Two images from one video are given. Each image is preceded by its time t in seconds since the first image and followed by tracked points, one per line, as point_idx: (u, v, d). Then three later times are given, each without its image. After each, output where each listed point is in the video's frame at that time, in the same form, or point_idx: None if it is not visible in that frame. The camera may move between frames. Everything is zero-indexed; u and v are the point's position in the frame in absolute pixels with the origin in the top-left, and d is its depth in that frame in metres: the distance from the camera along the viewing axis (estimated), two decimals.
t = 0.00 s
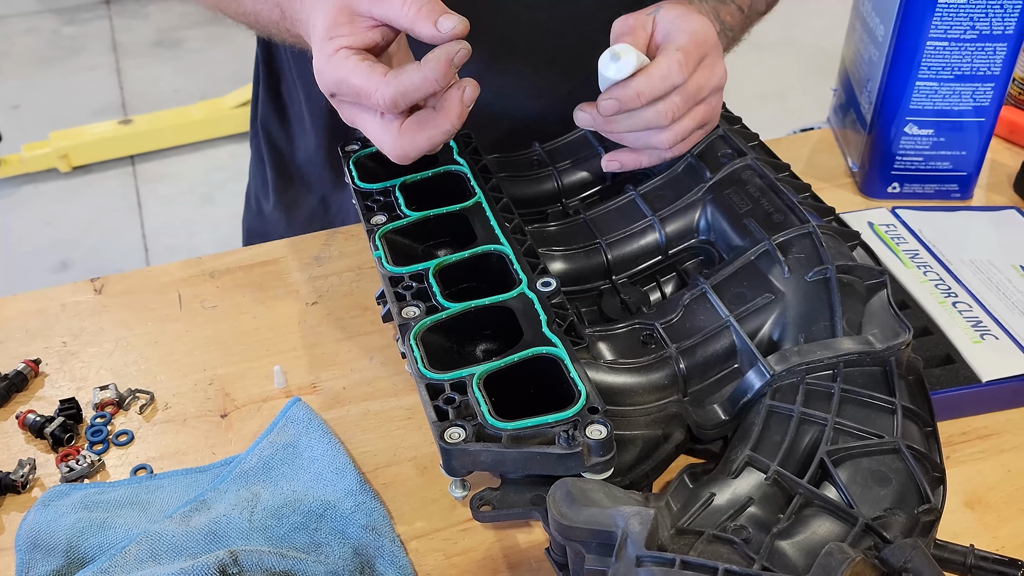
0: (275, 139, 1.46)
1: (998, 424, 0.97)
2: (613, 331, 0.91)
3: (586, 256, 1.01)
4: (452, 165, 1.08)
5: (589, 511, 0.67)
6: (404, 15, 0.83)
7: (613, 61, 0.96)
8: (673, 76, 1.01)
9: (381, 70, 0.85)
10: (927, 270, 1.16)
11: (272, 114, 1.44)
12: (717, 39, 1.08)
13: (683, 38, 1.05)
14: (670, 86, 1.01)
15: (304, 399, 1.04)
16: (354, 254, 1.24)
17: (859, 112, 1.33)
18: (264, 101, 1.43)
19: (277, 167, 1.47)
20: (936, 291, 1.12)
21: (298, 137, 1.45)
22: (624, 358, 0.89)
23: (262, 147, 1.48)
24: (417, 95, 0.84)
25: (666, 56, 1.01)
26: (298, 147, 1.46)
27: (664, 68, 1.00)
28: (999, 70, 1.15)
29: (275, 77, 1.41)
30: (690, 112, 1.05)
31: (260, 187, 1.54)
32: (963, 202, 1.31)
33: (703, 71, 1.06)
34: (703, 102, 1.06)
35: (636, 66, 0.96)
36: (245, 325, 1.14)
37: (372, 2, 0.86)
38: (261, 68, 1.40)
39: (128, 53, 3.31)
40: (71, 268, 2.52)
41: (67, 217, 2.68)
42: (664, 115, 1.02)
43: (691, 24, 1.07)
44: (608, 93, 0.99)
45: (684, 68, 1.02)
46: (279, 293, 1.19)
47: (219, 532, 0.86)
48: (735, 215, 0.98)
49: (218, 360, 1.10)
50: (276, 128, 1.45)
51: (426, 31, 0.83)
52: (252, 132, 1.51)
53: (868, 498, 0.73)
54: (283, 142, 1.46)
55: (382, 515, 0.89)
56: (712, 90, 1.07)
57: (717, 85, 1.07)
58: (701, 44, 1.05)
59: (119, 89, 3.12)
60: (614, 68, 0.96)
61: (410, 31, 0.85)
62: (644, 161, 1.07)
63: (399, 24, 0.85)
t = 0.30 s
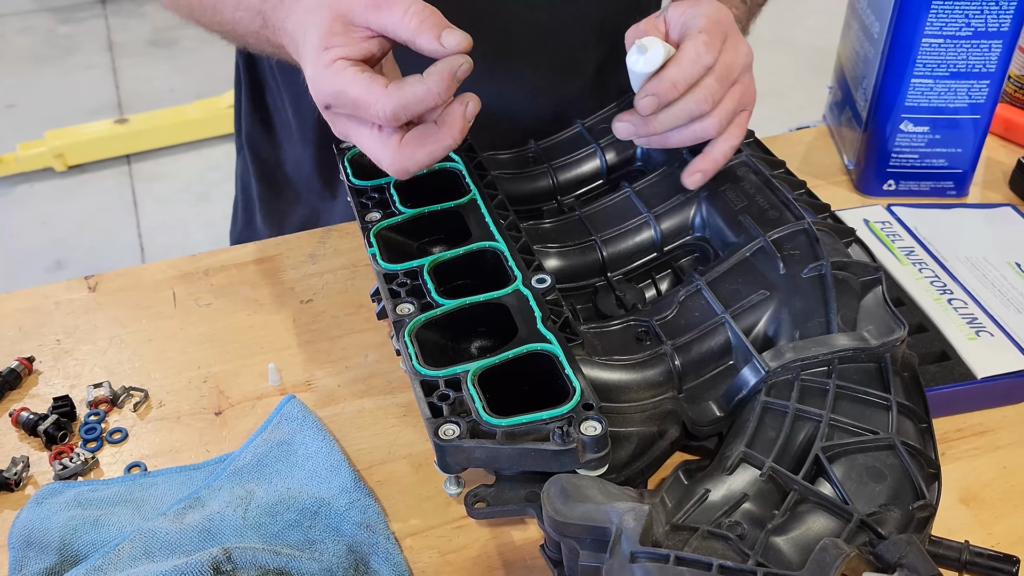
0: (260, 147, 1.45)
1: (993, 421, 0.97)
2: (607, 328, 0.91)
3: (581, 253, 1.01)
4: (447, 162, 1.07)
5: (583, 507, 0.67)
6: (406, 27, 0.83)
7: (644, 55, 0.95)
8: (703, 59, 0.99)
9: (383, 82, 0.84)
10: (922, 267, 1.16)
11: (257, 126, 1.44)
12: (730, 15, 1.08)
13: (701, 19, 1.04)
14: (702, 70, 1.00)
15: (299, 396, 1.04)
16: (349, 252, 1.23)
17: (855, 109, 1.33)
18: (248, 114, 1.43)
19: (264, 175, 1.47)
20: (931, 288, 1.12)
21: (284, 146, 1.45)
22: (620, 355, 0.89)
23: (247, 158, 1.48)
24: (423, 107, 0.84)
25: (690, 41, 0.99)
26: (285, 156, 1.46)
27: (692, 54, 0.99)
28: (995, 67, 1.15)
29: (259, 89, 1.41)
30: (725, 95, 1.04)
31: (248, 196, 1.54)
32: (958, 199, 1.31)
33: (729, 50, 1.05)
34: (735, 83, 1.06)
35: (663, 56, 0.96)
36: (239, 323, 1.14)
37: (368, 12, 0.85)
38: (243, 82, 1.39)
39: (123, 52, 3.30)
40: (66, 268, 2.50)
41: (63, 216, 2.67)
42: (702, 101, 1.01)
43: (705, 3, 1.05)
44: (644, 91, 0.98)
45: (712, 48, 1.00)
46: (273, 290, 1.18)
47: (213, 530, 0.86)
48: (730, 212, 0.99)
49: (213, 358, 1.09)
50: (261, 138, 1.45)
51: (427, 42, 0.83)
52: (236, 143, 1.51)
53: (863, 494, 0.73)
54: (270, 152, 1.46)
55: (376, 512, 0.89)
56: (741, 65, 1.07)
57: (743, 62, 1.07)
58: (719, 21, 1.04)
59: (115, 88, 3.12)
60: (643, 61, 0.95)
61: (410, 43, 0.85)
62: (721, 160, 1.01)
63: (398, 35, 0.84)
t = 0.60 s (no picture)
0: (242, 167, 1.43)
1: (991, 418, 0.98)
2: (605, 326, 0.91)
3: (578, 251, 1.01)
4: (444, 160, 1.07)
5: (581, 504, 0.67)
6: (423, 74, 0.91)
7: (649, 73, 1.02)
8: (705, 71, 1.04)
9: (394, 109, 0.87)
10: (919, 265, 1.16)
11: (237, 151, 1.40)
12: (727, 28, 1.14)
13: (700, 33, 1.10)
14: (704, 83, 1.05)
15: (296, 394, 1.03)
16: (347, 250, 1.23)
17: (852, 108, 1.33)
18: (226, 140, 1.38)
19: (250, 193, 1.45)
20: (929, 285, 1.12)
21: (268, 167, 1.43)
22: (617, 352, 0.89)
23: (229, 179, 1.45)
24: (418, 145, 0.88)
25: (692, 56, 1.04)
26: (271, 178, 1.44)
27: (694, 68, 1.04)
28: (992, 65, 1.15)
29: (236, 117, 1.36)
30: (729, 103, 1.08)
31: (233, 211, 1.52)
32: (956, 197, 1.31)
33: (729, 61, 1.10)
34: (736, 91, 1.10)
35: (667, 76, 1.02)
36: (237, 321, 1.14)
37: (376, 51, 0.91)
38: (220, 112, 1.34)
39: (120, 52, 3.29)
40: (64, 267, 2.50)
41: (60, 216, 2.66)
42: (709, 111, 1.04)
43: (701, 19, 1.12)
44: (650, 108, 1.01)
45: (712, 60, 1.05)
46: (270, 289, 1.18)
47: (210, 527, 0.86)
48: (728, 210, 0.98)
49: (210, 356, 1.09)
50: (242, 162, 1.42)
51: (437, 91, 0.92)
52: (213, 164, 1.48)
53: (860, 491, 0.73)
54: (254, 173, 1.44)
55: (373, 509, 0.88)
56: (742, 73, 1.11)
57: (744, 71, 1.12)
58: (718, 34, 1.10)
59: (112, 88, 3.11)
60: (648, 79, 1.02)
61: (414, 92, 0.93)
62: (734, 160, 1.01)
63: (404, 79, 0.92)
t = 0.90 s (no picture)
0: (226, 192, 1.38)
1: (990, 420, 0.98)
2: (605, 328, 0.91)
3: (577, 253, 1.01)
4: (442, 161, 1.07)
5: (580, 507, 0.67)
6: (426, 326, 0.70)
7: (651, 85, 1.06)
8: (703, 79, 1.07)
9: (437, 321, 0.70)
10: (918, 266, 1.16)
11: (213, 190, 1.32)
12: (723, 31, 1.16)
13: (696, 40, 1.13)
14: (704, 90, 1.08)
15: (295, 396, 1.04)
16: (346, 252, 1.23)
17: (851, 109, 1.33)
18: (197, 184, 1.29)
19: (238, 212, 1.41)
20: (927, 287, 1.12)
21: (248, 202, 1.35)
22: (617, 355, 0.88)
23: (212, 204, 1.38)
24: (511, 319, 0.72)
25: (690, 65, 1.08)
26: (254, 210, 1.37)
27: (693, 77, 1.07)
28: (990, 67, 1.15)
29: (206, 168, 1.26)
30: (728, 105, 1.10)
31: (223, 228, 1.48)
32: (954, 199, 1.31)
33: (728, 64, 1.12)
34: (735, 93, 1.13)
35: (667, 87, 1.06)
36: (236, 324, 1.14)
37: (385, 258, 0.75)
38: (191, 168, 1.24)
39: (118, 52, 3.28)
40: (62, 268, 2.50)
41: (58, 216, 2.66)
42: (709, 116, 1.06)
43: (696, 25, 1.15)
44: (653, 118, 1.03)
45: (711, 68, 1.09)
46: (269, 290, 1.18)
47: (209, 530, 0.85)
48: (728, 212, 0.98)
49: (208, 359, 1.09)
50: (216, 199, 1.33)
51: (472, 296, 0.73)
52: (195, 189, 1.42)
53: (859, 493, 0.73)
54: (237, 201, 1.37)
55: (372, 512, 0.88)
56: (739, 75, 1.14)
57: (740, 71, 1.14)
58: (715, 39, 1.13)
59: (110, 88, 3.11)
60: (648, 92, 1.05)
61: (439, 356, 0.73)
62: (732, 163, 1.02)
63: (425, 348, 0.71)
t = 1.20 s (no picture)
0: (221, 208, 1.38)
1: (989, 422, 0.98)
2: (604, 330, 0.91)
3: (576, 256, 1.01)
4: (441, 164, 1.07)
5: (578, 511, 0.67)
6: (453, 347, 0.73)
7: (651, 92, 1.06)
8: (704, 84, 1.08)
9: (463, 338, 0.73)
10: (917, 268, 1.16)
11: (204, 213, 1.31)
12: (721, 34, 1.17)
13: (695, 43, 1.13)
14: (705, 94, 1.08)
15: (294, 399, 1.04)
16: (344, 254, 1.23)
17: (849, 111, 1.33)
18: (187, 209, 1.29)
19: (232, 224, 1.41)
20: (926, 289, 1.12)
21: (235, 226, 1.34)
22: (616, 357, 0.88)
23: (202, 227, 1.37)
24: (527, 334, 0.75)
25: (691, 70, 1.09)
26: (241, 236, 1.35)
27: (694, 82, 1.08)
28: (989, 69, 1.15)
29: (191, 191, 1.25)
30: (729, 109, 1.11)
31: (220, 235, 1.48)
32: (952, 201, 1.31)
33: (727, 68, 1.13)
34: (734, 96, 1.13)
35: (668, 95, 1.06)
36: (234, 326, 1.14)
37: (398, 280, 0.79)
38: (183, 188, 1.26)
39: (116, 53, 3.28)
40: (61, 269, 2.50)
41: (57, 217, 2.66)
42: (711, 120, 1.06)
43: (694, 29, 1.15)
44: (656, 125, 1.03)
45: (711, 72, 1.09)
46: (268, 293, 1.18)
47: (208, 533, 0.85)
48: (726, 214, 0.98)
49: (207, 361, 1.09)
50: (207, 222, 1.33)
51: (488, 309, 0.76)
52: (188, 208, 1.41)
53: (858, 496, 0.73)
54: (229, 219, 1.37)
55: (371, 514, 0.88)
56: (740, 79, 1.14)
57: (739, 75, 1.14)
58: (713, 43, 1.14)
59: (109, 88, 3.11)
60: (650, 100, 1.05)
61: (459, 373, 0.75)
62: (732, 164, 1.02)
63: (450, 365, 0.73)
